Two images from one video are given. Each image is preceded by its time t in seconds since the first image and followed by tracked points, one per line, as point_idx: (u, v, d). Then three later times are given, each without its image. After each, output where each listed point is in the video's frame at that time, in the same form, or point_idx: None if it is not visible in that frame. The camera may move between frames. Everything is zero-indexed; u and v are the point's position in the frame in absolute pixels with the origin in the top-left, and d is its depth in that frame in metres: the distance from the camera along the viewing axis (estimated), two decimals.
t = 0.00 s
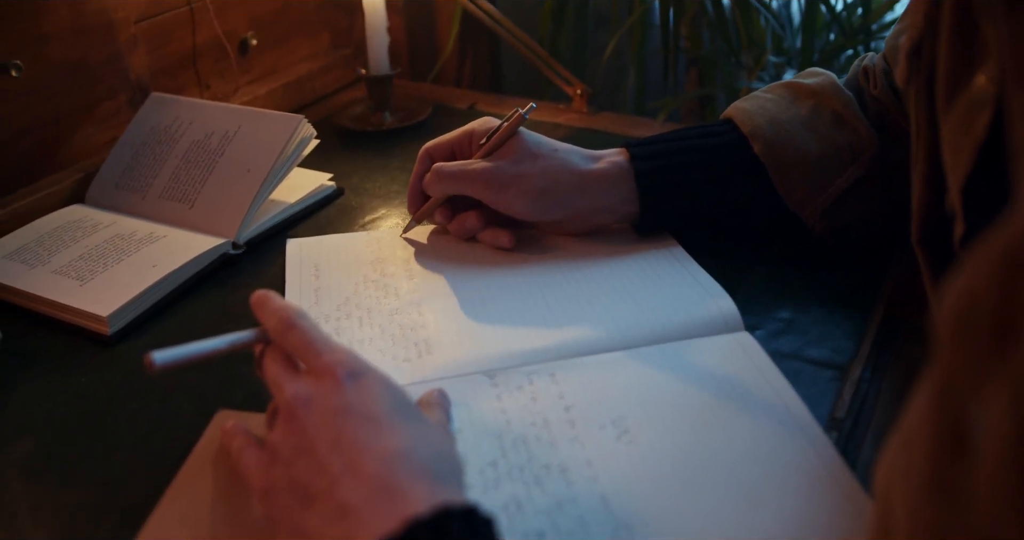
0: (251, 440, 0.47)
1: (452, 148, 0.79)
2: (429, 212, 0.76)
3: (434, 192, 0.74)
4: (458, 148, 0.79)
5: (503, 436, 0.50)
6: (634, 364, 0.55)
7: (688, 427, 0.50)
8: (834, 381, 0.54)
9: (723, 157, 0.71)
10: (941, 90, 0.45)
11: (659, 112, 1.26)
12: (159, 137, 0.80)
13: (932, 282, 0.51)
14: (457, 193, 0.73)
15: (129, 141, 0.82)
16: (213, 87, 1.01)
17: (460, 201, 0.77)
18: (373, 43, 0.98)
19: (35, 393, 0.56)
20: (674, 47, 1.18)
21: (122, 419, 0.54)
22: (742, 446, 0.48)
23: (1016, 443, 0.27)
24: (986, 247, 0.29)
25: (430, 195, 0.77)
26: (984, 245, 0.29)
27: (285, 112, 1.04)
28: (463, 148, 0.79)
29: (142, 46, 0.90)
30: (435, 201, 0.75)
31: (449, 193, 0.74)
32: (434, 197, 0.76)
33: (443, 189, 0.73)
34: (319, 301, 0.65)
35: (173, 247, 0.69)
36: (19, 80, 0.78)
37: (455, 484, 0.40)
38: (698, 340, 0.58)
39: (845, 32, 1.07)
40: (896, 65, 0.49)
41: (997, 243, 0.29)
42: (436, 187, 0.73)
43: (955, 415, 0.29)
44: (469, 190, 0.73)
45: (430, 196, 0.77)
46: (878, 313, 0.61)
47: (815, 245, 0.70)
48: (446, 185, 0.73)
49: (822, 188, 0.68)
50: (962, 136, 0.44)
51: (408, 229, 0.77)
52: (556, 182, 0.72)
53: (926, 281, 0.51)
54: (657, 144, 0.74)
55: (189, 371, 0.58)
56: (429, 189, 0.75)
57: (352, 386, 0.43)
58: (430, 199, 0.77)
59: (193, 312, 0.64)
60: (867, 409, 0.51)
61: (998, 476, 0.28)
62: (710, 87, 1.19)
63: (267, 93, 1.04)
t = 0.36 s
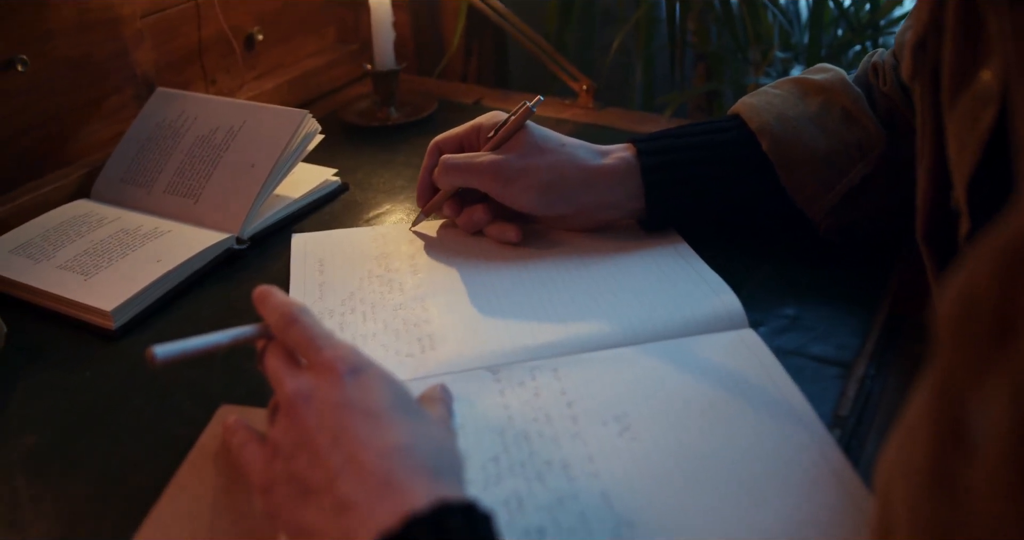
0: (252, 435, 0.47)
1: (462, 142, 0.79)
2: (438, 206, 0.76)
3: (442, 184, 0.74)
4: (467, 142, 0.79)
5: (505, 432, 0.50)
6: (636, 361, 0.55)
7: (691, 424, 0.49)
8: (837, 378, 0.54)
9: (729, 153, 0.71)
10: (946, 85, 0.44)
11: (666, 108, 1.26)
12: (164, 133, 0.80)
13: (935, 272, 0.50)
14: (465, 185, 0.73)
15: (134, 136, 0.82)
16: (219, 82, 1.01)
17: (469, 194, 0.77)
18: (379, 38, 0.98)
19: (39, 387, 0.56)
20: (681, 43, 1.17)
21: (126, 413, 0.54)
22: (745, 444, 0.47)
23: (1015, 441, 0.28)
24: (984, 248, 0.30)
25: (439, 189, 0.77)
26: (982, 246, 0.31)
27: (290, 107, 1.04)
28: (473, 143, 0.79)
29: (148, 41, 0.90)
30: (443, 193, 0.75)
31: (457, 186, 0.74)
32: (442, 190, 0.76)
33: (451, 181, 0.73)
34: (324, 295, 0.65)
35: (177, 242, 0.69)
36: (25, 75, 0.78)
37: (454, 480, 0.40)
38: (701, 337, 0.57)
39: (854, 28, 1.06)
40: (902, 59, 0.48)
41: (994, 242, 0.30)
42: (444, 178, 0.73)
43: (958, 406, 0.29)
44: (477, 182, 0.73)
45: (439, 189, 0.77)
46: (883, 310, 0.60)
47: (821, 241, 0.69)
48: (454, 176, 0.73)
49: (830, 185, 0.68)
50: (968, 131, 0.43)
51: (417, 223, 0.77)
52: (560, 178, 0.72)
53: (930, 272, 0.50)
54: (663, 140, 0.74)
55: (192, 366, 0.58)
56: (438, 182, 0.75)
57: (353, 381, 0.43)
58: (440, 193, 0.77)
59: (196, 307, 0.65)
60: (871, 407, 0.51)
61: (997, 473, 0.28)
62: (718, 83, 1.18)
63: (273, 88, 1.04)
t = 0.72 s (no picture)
0: (251, 434, 0.47)
1: (465, 142, 0.79)
2: (440, 205, 0.76)
3: (444, 184, 0.74)
4: (470, 142, 0.79)
5: (504, 432, 0.50)
6: (637, 361, 0.55)
7: (692, 425, 0.49)
8: (839, 380, 0.53)
9: (733, 154, 0.70)
10: (947, 87, 0.44)
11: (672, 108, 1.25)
12: (168, 132, 0.81)
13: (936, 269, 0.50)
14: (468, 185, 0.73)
15: (138, 135, 0.82)
16: (224, 81, 1.01)
17: (472, 195, 0.77)
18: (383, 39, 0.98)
19: (42, 384, 0.56)
20: (686, 43, 1.17)
21: (126, 412, 0.54)
22: (745, 445, 0.47)
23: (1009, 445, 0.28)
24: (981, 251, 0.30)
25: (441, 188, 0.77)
26: (982, 248, 0.30)
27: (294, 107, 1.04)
28: (476, 143, 0.79)
29: (153, 40, 0.90)
30: (445, 193, 0.75)
31: (460, 185, 0.73)
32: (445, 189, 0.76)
33: (453, 180, 0.73)
34: (326, 294, 0.65)
35: (180, 241, 0.70)
36: (29, 74, 0.78)
37: (452, 480, 0.40)
38: (702, 337, 0.57)
39: (860, 28, 1.06)
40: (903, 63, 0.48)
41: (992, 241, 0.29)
42: (447, 178, 0.73)
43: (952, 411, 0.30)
44: (479, 181, 0.72)
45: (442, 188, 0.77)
46: (886, 311, 0.60)
47: (826, 243, 0.69)
48: (456, 177, 0.73)
49: (834, 186, 0.67)
50: (970, 132, 0.43)
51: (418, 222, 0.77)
52: (563, 178, 0.71)
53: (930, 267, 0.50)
54: (666, 141, 0.73)
55: (193, 365, 0.58)
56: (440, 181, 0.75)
57: (352, 381, 0.43)
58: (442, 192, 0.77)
59: (198, 306, 0.65)
60: (873, 409, 0.51)
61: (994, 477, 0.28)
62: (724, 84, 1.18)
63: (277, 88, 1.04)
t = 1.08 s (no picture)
0: (249, 437, 0.47)
1: (466, 143, 0.79)
2: (440, 207, 0.76)
3: (445, 185, 0.74)
4: (471, 144, 0.79)
5: (501, 436, 0.50)
6: (635, 366, 0.55)
7: (689, 430, 0.49)
8: (837, 386, 0.53)
9: (732, 159, 0.70)
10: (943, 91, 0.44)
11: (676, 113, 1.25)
12: (171, 134, 0.81)
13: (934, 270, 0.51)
14: (467, 187, 0.74)
15: (142, 137, 0.82)
16: (228, 84, 1.02)
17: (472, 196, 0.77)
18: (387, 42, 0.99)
19: (42, 385, 0.57)
20: (690, 46, 1.17)
21: (126, 413, 0.54)
22: (742, 451, 0.47)
23: (998, 452, 0.28)
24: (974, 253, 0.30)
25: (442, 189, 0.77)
26: (972, 252, 0.30)
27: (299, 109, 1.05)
28: (478, 145, 0.79)
29: (158, 43, 0.91)
30: (445, 194, 0.75)
31: (460, 187, 0.74)
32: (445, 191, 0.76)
33: (453, 182, 0.74)
34: (326, 297, 0.65)
35: (181, 243, 0.70)
36: (35, 76, 0.79)
37: (446, 484, 0.40)
38: (701, 342, 0.57)
39: (864, 33, 1.06)
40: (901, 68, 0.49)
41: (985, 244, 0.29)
42: (447, 179, 0.74)
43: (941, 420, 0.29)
44: (478, 184, 0.73)
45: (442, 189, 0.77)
46: (886, 317, 0.60)
47: (826, 248, 0.69)
48: (457, 178, 0.73)
49: (835, 192, 0.67)
50: (967, 139, 0.43)
51: (420, 224, 0.77)
52: (561, 182, 0.71)
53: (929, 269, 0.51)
54: (667, 145, 0.73)
55: (193, 367, 0.58)
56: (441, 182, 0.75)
57: (348, 385, 0.43)
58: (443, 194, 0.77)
59: (199, 308, 0.65)
60: (870, 415, 0.50)
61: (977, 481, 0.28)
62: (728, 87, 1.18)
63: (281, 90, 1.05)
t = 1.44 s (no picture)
0: (246, 439, 0.47)
1: (476, 139, 0.79)
2: (446, 201, 0.77)
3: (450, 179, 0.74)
4: (480, 140, 0.79)
5: (498, 439, 0.50)
6: (633, 371, 0.55)
7: (686, 437, 0.49)
8: (835, 394, 0.53)
9: (734, 164, 0.70)
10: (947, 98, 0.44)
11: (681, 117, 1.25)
12: (175, 136, 0.81)
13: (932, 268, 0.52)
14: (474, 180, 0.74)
15: (147, 139, 0.83)
16: (233, 86, 1.02)
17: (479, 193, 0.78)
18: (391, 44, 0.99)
19: (43, 385, 0.57)
20: (695, 51, 1.17)
21: (125, 414, 0.54)
22: (738, 459, 0.47)
23: (985, 462, 0.28)
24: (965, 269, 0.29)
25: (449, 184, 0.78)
26: (963, 268, 0.30)
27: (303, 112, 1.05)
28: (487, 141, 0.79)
29: (163, 44, 0.91)
30: (452, 189, 0.76)
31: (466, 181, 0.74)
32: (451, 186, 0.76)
33: (460, 176, 0.74)
34: (327, 300, 0.65)
35: (184, 245, 0.70)
36: (40, 77, 0.80)
37: (441, 488, 0.40)
38: (700, 349, 0.57)
39: (869, 39, 1.05)
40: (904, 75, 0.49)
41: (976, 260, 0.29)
42: (454, 173, 0.74)
43: (931, 434, 0.29)
44: (485, 178, 0.73)
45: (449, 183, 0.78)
46: (886, 323, 0.59)
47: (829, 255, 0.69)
48: (462, 173, 0.73)
49: (837, 199, 0.67)
50: (967, 148, 0.42)
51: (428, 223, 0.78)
52: (566, 181, 0.72)
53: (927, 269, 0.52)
54: (668, 150, 0.73)
55: (192, 368, 0.58)
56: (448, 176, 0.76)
57: (345, 388, 0.43)
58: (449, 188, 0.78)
59: (200, 310, 0.65)
60: (868, 423, 0.50)
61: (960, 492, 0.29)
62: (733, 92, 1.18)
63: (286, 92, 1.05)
